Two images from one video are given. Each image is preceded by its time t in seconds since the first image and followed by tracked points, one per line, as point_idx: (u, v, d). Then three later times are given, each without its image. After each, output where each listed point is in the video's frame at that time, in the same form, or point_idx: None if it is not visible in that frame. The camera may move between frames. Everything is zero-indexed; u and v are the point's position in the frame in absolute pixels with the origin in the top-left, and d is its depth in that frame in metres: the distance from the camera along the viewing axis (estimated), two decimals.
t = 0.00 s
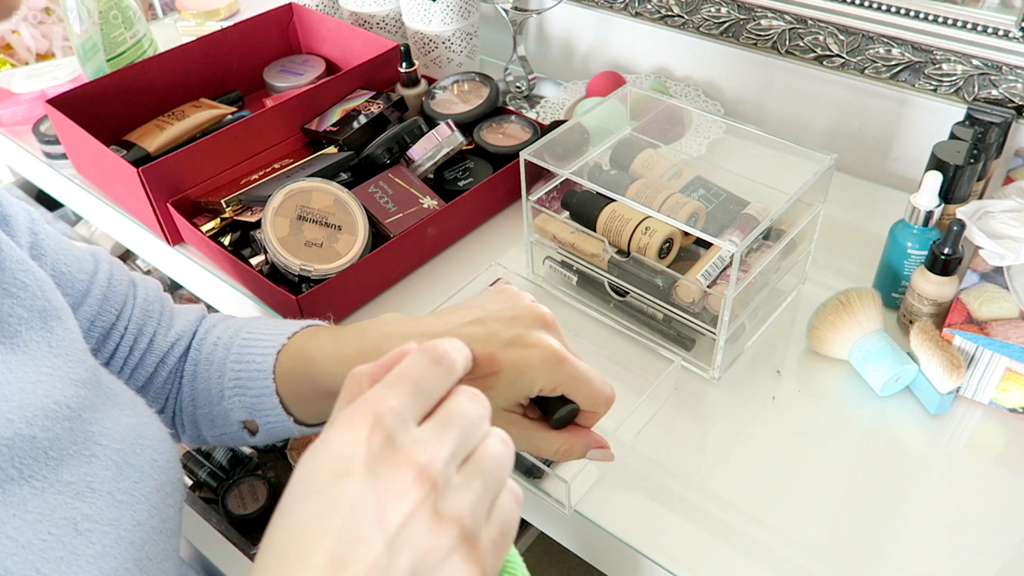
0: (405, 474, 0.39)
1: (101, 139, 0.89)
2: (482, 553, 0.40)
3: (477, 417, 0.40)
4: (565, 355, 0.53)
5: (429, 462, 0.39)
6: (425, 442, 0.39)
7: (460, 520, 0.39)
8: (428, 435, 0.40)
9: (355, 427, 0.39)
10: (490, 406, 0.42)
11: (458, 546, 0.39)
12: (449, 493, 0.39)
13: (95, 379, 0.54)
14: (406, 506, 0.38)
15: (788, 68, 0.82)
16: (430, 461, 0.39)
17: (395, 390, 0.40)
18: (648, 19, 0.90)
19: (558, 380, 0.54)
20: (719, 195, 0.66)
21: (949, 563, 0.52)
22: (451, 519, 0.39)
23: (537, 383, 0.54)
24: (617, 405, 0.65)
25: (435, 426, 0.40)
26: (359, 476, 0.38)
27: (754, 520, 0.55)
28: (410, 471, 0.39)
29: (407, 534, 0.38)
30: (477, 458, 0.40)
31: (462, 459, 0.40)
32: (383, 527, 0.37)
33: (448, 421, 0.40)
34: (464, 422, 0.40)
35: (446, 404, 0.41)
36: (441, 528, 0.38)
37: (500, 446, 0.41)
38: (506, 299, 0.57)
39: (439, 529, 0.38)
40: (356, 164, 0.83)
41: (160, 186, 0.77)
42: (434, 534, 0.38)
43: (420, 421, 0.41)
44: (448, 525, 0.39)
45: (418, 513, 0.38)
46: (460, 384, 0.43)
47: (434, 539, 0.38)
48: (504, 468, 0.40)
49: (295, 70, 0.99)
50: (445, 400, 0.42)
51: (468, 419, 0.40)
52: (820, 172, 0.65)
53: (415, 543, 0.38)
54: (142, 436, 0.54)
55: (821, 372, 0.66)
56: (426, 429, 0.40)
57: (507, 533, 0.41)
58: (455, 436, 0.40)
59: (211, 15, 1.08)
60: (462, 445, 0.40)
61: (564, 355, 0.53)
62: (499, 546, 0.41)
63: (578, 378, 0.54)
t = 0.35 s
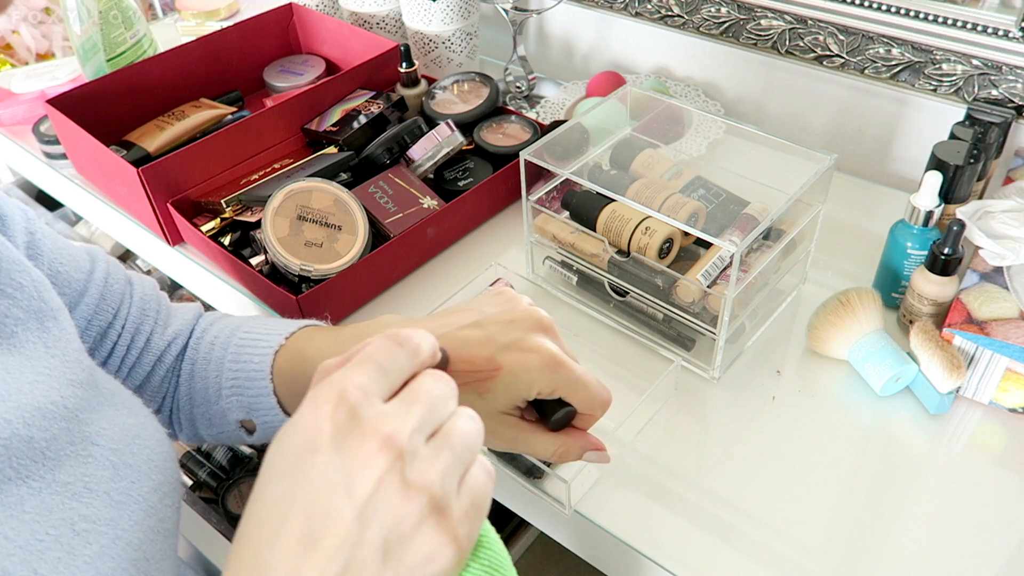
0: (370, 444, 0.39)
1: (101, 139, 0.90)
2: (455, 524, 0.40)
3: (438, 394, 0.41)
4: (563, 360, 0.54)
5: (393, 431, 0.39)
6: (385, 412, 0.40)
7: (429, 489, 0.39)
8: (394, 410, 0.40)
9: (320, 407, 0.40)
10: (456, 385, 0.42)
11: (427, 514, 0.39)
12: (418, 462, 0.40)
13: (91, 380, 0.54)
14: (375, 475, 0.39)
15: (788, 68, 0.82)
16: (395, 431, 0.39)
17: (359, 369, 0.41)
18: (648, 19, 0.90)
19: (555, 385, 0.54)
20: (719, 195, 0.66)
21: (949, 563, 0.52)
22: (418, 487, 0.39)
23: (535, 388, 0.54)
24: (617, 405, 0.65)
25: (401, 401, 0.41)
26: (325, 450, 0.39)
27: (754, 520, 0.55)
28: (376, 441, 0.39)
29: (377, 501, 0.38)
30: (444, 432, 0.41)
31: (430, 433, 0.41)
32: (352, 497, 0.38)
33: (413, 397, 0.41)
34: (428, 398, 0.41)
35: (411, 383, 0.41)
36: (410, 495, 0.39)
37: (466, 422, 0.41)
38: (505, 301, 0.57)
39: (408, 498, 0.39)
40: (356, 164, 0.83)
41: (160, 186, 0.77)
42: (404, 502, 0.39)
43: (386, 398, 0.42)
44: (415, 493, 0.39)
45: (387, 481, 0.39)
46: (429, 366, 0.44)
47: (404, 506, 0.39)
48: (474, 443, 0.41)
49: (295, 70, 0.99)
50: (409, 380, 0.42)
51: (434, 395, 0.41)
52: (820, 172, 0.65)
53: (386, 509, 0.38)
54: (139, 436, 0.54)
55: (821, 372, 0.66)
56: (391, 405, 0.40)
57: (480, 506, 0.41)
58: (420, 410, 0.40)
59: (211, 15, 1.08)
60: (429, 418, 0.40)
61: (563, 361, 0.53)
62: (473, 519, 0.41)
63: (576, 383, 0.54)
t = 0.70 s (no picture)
0: (385, 448, 0.39)
1: (101, 139, 0.90)
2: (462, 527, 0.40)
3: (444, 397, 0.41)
4: (559, 356, 0.53)
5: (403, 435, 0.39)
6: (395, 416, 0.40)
7: (442, 495, 0.39)
8: (402, 413, 0.40)
9: (331, 410, 0.39)
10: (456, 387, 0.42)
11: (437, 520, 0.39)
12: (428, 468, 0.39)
13: (89, 380, 0.54)
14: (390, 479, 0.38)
15: (788, 68, 0.82)
16: (409, 435, 0.39)
17: (368, 373, 0.40)
18: (648, 19, 0.90)
19: (551, 381, 0.54)
20: (719, 195, 0.66)
21: (950, 563, 0.52)
22: (433, 494, 0.39)
23: (531, 385, 0.54)
24: (617, 405, 0.65)
25: (407, 405, 0.40)
26: (336, 455, 0.38)
27: (754, 520, 0.55)
28: (389, 445, 0.39)
29: (390, 507, 0.38)
30: (451, 436, 0.41)
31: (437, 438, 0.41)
32: (366, 502, 0.37)
33: (419, 401, 0.40)
34: (433, 402, 0.40)
35: (415, 387, 0.41)
36: (424, 502, 0.39)
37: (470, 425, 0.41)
38: (501, 301, 0.57)
39: (421, 504, 0.39)
40: (356, 164, 0.83)
41: (160, 186, 0.77)
42: (417, 509, 0.39)
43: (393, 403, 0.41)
44: (430, 499, 0.39)
45: (402, 487, 0.38)
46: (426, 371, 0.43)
47: (417, 513, 0.39)
48: (477, 447, 0.41)
49: (295, 70, 0.99)
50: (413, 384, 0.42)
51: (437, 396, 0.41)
52: (820, 172, 0.65)
53: (399, 515, 0.38)
54: (137, 437, 0.54)
55: (821, 372, 0.66)
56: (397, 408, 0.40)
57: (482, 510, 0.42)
58: (428, 415, 0.40)
59: (211, 15, 1.08)
60: (436, 424, 0.40)
61: (558, 357, 0.53)
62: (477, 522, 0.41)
63: (570, 380, 0.54)
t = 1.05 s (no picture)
0: (393, 495, 0.38)
1: (100, 140, 0.89)
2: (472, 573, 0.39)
3: (465, 434, 0.40)
4: (547, 338, 0.53)
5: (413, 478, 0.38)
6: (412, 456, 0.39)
7: (449, 541, 0.39)
8: (416, 451, 0.39)
9: (343, 444, 0.38)
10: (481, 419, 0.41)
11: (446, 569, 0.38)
12: (437, 512, 0.39)
13: (90, 381, 0.54)
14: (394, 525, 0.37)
15: (788, 68, 0.82)
16: (419, 480, 0.38)
17: (384, 405, 0.39)
18: (648, 19, 0.90)
19: (541, 364, 0.54)
20: (719, 195, 0.66)
21: (949, 563, 0.52)
22: (440, 540, 0.38)
23: (521, 366, 0.54)
24: (617, 405, 0.65)
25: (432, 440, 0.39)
26: (345, 496, 0.37)
27: (754, 520, 0.55)
28: (396, 492, 0.38)
29: (395, 555, 0.37)
30: (466, 475, 0.40)
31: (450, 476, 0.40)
32: (370, 548, 0.37)
33: (439, 436, 0.39)
34: (454, 438, 0.39)
35: (435, 418, 0.40)
36: (429, 549, 0.38)
37: (488, 460, 0.41)
38: (491, 290, 0.58)
39: (428, 551, 0.38)
40: (356, 164, 0.83)
41: (160, 186, 0.77)
42: (424, 557, 0.38)
43: (410, 436, 0.40)
44: (435, 546, 0.38)
45: (407, 535, 0.37)
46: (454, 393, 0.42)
47: (422, 562, 0.37)
48: (493, 485, 0.41)
49: (295, 70, 0.99)
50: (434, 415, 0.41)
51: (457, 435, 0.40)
52: (820, 172, 0.65)
53: (410, 567, 0.37)
54: (137, 438, 0.54)
55: (821, 372, 0.66)
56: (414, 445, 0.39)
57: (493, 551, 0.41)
58: (445, 453, 0.39)
59: (211, 15, 1.08)
60: (451, 462, 0.39)
61: (546, 339, 0.53)
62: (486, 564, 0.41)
63: (560, 362, 0.54)
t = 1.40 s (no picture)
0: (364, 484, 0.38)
1: (100, 140, 0.89)
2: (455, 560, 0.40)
3: (434, 421, 0.40)
4: (538, 331, 0.54)
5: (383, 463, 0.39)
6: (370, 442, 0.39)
7: (427, 527, 0.38)
8: (384, 443, 0.39)
9: (312, 443, 0.38)
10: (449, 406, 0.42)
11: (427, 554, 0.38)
12: (421, 508, 0.39)
13: (90, 381, 0.54)
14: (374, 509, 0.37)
15: (788, 68, 0.82)
16: (390, 469, 0.38)
17: (352, 401, 0.40)
18: (648, 19, 0.90)
19: (531, 357, 0.54)
20: (719, 195, 0.66)
21: (949, 563, 0.52)
22: (417, 526, 0.38)
23: (511, 358, 0.54)
24: (617, 405, 0.65)
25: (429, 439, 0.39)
26: (319, 491, 0.37)
27: (754, 520, 0.55)
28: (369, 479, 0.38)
29: (375, 544, 0.37)
30: (439, 461, 0.40)
31: (425, 461, 0.40)
32: (348, 539, 0.37)
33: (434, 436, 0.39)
34: (422, 425, 0.40)
35: (403, 409, 0.40)
36: (409, 535, 0.38)
37: (461, 446, 0.41)
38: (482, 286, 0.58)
39: (407, 538, 0.38)
40: (356, 164, 0.83)
41: (160, 186, 0.77)
42: (403, 544, 0.38)
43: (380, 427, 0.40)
44: (414, 533, 0.38)
45: (385, 522, 0.38)
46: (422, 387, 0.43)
47: (404, 547, 0.38)
48: (469, 468, 0.41)
49: (294, 70, 0.99)
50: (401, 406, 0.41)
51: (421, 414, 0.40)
52: (820, 172, 0.65)
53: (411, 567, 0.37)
54: (139, 437, 0.54)
55: (822, 372, 0.66)
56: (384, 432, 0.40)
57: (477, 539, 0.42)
58: (412, 442, 0.39)
59: (211, 15, 1.08)
60: (424, 446, 0.40)
61: (537, 332, 0.54)
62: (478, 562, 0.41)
63: (551, 356, 0.54)
